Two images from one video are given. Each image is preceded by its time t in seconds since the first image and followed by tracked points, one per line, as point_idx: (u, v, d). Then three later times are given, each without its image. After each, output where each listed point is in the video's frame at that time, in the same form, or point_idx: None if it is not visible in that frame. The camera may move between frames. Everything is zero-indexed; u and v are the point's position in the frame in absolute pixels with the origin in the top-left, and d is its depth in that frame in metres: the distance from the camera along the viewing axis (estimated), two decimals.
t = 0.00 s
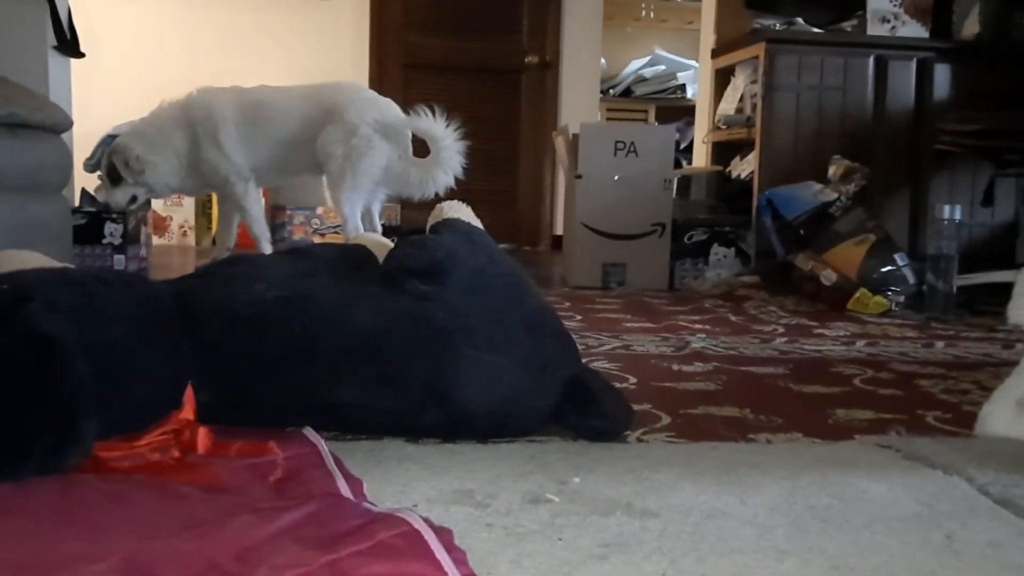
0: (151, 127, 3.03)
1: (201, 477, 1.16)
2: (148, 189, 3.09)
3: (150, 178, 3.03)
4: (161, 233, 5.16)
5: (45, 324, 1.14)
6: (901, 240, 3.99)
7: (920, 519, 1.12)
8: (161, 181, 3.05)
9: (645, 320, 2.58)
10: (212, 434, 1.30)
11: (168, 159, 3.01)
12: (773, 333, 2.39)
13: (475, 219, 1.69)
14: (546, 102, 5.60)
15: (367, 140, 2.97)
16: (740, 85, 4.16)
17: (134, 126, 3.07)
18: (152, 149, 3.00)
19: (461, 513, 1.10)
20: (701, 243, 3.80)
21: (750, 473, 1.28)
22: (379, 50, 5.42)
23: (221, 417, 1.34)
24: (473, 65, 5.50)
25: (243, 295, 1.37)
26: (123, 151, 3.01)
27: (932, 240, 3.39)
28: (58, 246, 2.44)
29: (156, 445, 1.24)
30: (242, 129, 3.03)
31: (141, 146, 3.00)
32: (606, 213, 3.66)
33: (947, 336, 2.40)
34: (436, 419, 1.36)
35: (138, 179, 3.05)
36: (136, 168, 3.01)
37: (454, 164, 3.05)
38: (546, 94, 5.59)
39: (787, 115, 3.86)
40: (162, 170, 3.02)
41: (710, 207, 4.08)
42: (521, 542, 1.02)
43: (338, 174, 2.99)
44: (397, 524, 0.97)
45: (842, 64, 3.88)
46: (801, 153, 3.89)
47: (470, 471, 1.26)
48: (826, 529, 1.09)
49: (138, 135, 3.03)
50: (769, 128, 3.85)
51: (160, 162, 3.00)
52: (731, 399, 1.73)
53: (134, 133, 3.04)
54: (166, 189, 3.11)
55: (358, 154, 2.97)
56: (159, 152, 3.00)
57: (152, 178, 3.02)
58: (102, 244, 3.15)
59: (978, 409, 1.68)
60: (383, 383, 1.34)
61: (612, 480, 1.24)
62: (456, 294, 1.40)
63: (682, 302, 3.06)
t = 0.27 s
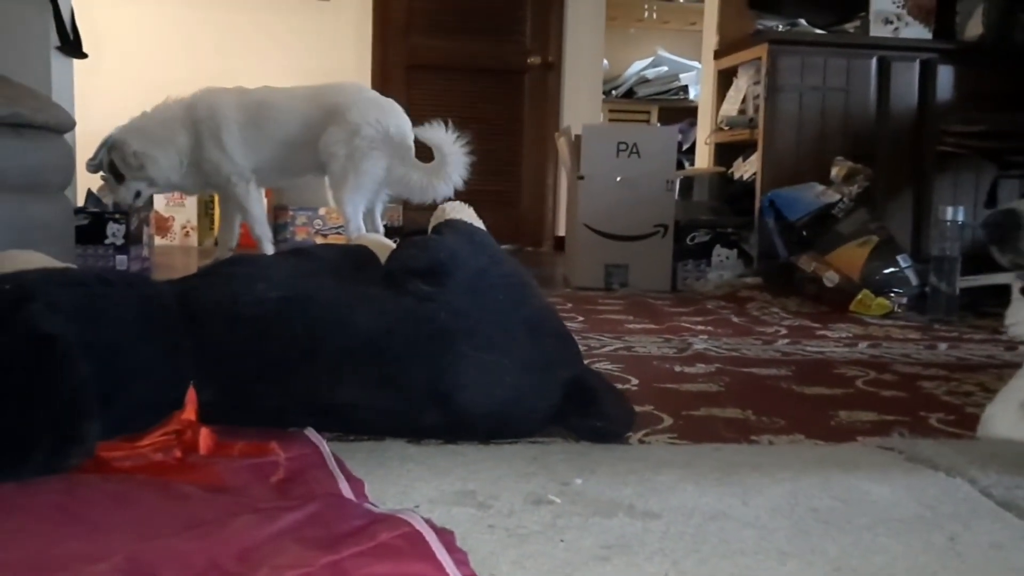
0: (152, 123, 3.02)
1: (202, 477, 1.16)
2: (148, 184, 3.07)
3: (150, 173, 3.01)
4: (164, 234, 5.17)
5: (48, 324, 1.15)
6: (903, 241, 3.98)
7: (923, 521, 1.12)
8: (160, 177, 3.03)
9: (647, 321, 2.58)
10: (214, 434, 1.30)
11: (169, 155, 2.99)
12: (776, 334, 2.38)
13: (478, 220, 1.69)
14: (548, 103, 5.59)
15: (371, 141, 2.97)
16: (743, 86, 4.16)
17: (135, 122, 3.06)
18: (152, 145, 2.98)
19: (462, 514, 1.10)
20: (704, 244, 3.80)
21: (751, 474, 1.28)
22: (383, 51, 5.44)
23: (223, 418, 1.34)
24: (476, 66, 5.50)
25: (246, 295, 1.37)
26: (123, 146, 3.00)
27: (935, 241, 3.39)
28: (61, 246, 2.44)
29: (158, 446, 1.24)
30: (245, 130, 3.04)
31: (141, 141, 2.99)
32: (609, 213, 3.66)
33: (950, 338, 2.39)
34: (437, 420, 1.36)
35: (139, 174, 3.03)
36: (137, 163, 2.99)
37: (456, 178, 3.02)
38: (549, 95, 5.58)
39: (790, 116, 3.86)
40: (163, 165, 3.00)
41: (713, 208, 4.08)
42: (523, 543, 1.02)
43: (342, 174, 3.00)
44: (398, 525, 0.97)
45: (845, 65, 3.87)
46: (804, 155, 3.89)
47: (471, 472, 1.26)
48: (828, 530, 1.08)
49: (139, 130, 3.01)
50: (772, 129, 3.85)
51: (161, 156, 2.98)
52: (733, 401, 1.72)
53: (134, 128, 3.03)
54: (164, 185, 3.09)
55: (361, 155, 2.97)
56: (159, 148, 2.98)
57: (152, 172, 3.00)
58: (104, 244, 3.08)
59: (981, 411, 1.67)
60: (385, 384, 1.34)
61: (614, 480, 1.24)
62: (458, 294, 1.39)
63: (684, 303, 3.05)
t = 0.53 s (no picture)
0: (150, 115, 3.03)
1: (203, 477, 1.16)
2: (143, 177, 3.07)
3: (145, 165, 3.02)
4: (165, 234, 5.18)
5: (48, 324, 1.15)
6: (904, 243, 3.99)
7: (924, 522, 1.12)
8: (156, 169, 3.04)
9: (648, 322, 2.58)
10: (215, 435, 1.30)
11: (165, 147, 3.00)
12: (776, 335, 2.38)
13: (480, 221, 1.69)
14: (549, 104, 5.59)
15: (372, 141, 2.97)
16: (744, 87, 4.16)
17: (133, 112, 3.07)
18: (149, 137, 2.99)
19: (463, 514, 1.10)
20: (705, 245, 3.81)
21: (752, 475, 1.28)
22: (384, 52, 5.45)
23: (224, 418, 1.34)
24: (477, 66, 5.51)
25: (247, 295, 1.37)
26: (117, 133, 2.98)
27: (936, 242, 3.39)
28: (62, 247, 2.45)
29: (159, 446, 1.24)
30: (246, 130, 3.04)
31: (138, 133, 3.00)
32: (610, 214, 3.65)
33: (951, 339, 2.39)
34: (438, 420, 1.37)
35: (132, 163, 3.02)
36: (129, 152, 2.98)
37: (457, 184, 3.01)
38: (549, 96, 5.58)
39: (791, 117, 3.86)
40: (157, 157, 3.01)
41: (714, 209, 4.08)
42: (524, 543, 1.02)
43: (343, 175, 2.99)
44: (399, 525, 0.97)
45: (847, 67, 3.88)
46: (805, 156, 3.89)
47: (473, 472, 1.26)
48: (829, 532, 1.08)
49: (135, 120, 3.02)
50: (773, 130, 3.84)
51: (157, 149, 2.99)
52: (734, 402, 1.72)
53: (131, 118, 3.03)
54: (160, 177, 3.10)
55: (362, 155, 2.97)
56: (156, 140, 2.99)
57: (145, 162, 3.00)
58: (106, 244, 3.07)
59: (982, 412, 1.67)
60: (385, 384, 1.34)
61: (614, 481, 1.25)
62: (458, 295, 1.39)
63: (685, 304, 3.05)
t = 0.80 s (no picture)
0: (151, 121, 3.04)
1: (206, 476, 1.16)
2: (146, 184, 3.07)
3: (148, 172, 3.02)
4: (168, 234, 5.18)
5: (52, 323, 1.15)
6: (907, 243, 3.98)
7: (928, 522, 1.12)
8: (159, 176, 3.05)
9: (650, 322, 2.58)
10: (218, 434, 1.30)
11: (165, 154, 3.00)
12: (779, 335, 2.39)
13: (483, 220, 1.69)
14: (552, 104, 5.60)
15: (376, 141, 2.97)
16: (747, 87, 4.16)
17: (135, 121, 3.08)
18: (150, 144, 3.00)
19: (466, 514, 1.10)
20: (708, 246, 3.80)
21: (754, 476, 1.28)
22: (387, 52, 5.45)
23: (227, 418, 1.34)
24: (480, 66, 5.51)
25: (251, 295, 1.37)
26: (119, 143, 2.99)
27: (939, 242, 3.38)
28: (66, 246, 2.45)
29: (162, 445, 1.24)
30: (247, 130, 3.03)
31: (140, 140, 3.00)
32: (613, 214, 3.65)
33: (954, 339, 2.39)
34: (441, 420, 1.37)
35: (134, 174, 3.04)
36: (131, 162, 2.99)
37: (460, 187, 2.98)
38: (552, 97, 5.59)
39: (794, 117, 3.86)
40: (158, 164, 3.01)
41: (717, 209, 4.08)
42: (527, 543, 1.02)
43: (346, 175, 3.00)
44: (403, 525, 0.97)
45: (850, 67, 3.87)
46: (808, 156, 3.89)
47: (475, 472, 1.26)
48: (833, 532, 1.08)
49: (137, 128, 3.03)
50: (776, 130, 3.84)
51: (158, 156, 2.99)
52: (737, 402, 1.72)
53: (133, 127, 3.04)
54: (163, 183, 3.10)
55: (365, 156, 2.97)
56: (157, 147, 2.99)
57: (147, 172, 3.01)
58: (110, 243, 3.12)
59: (985, 413, 1.67)
60: (389, 384, 1.34)
61: (617, 481, 1.25)
62: (462, 295, 1.39)
63: (688, 304, 3.05)
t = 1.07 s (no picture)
0: (157, 128, 3.10)
1: (211, 475, 1.18)
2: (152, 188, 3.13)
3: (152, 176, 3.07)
4: (173, 235, 5.19)
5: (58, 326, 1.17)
6: (906, 244, 4.00)
7: (925, 522, 1.13)
8: (164, 181, 3.10)
9: (651, 322, 2.59)
10: (223, 432, 1.32)
11: (171, 159, 3.06)
12: (779, 335, 2.40)
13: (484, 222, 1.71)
14: (553, 105, 5.62)
15: (380, 143, 2.99)
16: (747, 89, 4.18)
17: (142, 127, 3.14)
18: (155, 149, 3.06)
19: (469, 512, 1.12)
20: (708, 247, 3.82)
21: (753, 475, 1.30)
22: (389, 54, 5.48)
23: (232, 417, 1.36)
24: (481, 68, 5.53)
25: (255, 296, 1.39)
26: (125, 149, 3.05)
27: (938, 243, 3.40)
28: (72, 246, 2.47)
29: (167, 444, 1.26)
30: (250, 132, 3.06)
31: (145, 146, 3.06)
32: (613, 216, 3.67)
33: (952, 340, 2.41)
34: (444, 419, 1.39)
35: (140, 178, 3.10)
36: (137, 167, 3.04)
37: (464, 191, 3.02)
38: (553, 99, 5.61)
39: (794, 119, 3.88)
40: (163, 168, 3.06)
41: (717, 210, 4.10)
42: (529, 541, 1.04)
43: (349, 176, 3.02)
44: (405, 522, 0.99)
45: (849, 69, 3.89)
46: (808, 158, 3.91)
47: (478, 471, 1.28)
48: (831, 531, 1.10)
49: (143, 135, 3.09)
50: (776, 132, 3.86)
51: (161, 161, 3.05)
52: (737, 402, 1.74)
53: (140, 133, 3.11)
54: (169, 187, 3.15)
55: (368, 158, 3.00)
56: (162, 152, 3.05)
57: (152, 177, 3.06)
58: (116, 244, 3.04)
59: (983, 413, 1.69)
60: (392, 384, 1.36)
61: (618, 480, 1.26)
62: (464, 296, 1.41)
63: (689, 305, 3.08)
